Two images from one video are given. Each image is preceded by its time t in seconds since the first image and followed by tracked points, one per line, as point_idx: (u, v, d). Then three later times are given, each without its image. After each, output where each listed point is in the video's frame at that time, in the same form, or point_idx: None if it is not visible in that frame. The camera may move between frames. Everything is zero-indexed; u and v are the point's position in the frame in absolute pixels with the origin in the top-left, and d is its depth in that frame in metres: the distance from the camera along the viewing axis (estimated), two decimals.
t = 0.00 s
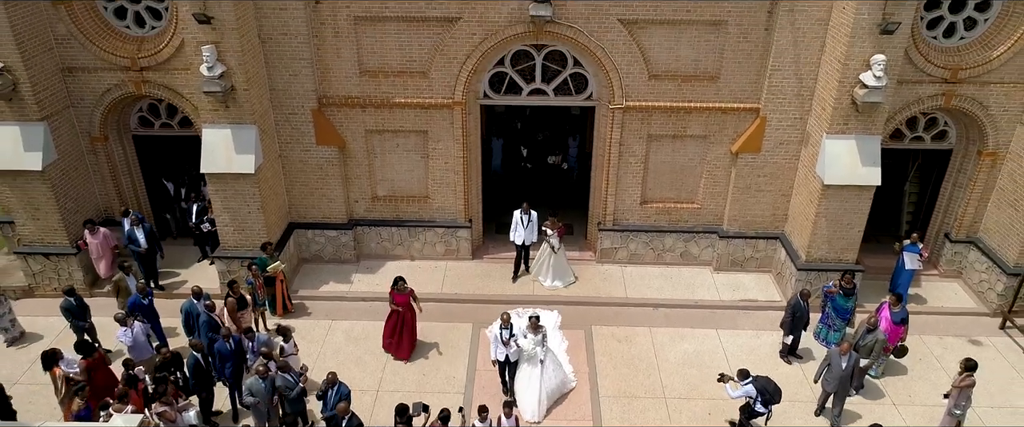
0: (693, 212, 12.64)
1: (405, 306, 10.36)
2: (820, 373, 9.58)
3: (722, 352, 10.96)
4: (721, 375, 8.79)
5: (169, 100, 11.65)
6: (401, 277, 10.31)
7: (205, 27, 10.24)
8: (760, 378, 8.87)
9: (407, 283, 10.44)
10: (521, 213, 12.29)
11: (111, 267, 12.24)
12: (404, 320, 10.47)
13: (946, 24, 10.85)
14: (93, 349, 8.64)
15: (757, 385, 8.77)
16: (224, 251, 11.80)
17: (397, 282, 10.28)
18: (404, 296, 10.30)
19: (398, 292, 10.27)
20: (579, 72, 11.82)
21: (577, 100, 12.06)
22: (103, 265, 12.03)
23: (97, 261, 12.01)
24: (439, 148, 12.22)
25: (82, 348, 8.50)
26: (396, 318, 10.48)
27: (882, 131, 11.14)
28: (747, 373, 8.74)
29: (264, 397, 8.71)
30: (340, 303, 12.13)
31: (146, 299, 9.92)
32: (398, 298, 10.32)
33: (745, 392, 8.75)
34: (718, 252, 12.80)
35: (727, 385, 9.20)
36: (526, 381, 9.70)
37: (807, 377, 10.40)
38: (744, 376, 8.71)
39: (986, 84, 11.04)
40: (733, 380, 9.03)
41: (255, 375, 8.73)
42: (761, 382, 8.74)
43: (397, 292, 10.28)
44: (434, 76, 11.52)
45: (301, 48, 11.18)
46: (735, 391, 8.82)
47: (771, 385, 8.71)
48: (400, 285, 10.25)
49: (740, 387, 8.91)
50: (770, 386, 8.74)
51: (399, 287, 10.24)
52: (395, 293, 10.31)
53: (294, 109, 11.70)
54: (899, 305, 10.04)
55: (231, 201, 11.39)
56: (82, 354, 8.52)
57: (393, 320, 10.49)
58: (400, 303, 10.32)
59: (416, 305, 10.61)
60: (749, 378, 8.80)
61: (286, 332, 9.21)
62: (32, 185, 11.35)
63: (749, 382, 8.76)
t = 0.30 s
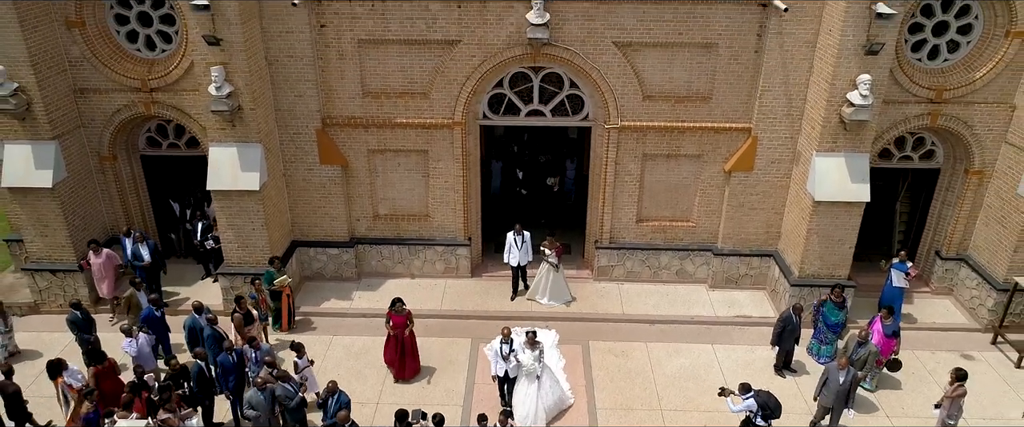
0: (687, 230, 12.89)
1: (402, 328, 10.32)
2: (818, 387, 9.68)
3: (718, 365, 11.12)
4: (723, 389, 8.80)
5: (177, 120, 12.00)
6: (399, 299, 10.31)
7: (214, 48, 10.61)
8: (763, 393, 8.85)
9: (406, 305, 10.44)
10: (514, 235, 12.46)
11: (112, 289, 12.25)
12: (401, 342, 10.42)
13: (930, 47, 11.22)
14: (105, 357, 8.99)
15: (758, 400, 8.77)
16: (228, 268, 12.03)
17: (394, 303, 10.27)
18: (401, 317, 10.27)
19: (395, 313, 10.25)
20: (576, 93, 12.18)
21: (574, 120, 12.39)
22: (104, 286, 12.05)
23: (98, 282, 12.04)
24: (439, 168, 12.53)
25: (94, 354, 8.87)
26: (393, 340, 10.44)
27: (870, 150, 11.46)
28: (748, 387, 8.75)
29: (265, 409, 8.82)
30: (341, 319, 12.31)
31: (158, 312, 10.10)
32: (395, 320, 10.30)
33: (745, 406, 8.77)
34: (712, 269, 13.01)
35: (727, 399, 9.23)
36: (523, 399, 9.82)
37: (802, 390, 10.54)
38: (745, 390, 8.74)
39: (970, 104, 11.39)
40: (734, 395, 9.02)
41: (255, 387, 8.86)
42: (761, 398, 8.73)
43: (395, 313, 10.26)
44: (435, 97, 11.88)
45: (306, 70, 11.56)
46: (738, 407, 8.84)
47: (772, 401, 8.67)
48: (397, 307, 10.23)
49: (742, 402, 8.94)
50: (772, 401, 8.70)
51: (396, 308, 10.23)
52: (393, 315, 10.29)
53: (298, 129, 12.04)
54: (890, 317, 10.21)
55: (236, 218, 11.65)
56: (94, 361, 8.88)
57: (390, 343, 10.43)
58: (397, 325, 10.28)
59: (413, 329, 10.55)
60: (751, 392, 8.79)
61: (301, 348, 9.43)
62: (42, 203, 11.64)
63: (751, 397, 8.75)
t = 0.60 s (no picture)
0: (682, 251, 13.14)
1: (397, 356, 10.27)
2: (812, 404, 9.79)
3: (713, 383, 11.27)
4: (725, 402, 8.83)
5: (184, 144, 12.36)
6: (394, 326, 10.25)
7: (223, 73, 11.02)
8: (764, 406, 8.87)
9: (400, 332, 10.38)
10: (508, 258, 12.65)
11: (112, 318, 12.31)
12: (396, 370, 10.35)
13: (913, 72, 11.65)
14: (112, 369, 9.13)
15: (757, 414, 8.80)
16: (232, 288, 12.27)
17: (389, 331, 10.20)
18: (396, 346, 10.21)
19: (391, 342, 10.19)
20: (572, 118, 12.55)
21: (570, 144, 12.75)
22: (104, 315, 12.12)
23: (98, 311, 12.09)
24: (439, 190, 12.84)
25: (101, 367, 8.99)
26: (387, 369, 10.35)
27: (858, 172, 11.79)
28: (751, 401, 8.75)
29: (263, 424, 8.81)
30: (341, 339, 12.49)
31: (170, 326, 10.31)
32: (390, 348, 10.23)
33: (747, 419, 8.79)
34: (707, 290, 13.23)
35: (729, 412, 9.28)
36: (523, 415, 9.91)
37: (796, 406, 10.68)
38: (748, 404, 8.72)
39: (954, 127, 11.76)
40: (736, 408, 9.03)
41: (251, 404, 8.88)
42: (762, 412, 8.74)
43: (390, 341, 10.20)
44: (435, 121, 12.25)
45: (310, 95, 11.97)
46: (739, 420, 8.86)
47: (773, 416, 8.69)
48: (392, 335, 10.17)
49: (743, 414, 8.98)
50: (774, 415, 8.72)
51: (392, 336, 10.17)
52: (388, 343, 10.23)
53: (302, 152, 12.39)
54: (881, 333, 10.45)
55: (240, 238, 11.92)
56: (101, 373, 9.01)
57: (385, 372, 10.34)
58: (392, 353, 10.21)
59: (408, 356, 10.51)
60: (753, 406, 8.81)
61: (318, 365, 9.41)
62: (51, 223, 11.94)
63: (753, 410, 8.77)
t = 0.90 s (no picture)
0: (677, 270, 13.35)
1: (394, 379, 10.19)
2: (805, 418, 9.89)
3: (708, 399, 11.39)
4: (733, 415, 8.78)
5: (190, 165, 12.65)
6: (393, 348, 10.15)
7: (229, 95, 11.37)
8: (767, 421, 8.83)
9: (399, 354, 10.32)
10: (505, 279, 12.75)
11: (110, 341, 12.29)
12: (392, 393, 10.27)
13: (899, 95, 12.00)
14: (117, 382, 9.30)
15: None
16: (234, 307, 12.45)
17: (387, 353, 10.12)
18: (393, 368, 10.15)
19: (389, 364, 10.14)
20: (568, 140, 12.87)
21: (567, 166, 13.04)
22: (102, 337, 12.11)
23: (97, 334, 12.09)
24: (439, 210, 13.09)
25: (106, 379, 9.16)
26: (383, 390, 10.30)
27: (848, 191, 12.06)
28: (754, 414, 8.71)
29: None
30: (341, 356, 12.63)
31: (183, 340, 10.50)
32: (387, 370, 10.17)
33: None
34: (703, 309, 13.40)
35: None
36: None
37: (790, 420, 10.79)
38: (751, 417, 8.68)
39: (941, 148, 12.06)
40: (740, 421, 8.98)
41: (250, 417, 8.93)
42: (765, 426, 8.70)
43: (388, 363, 10.14)
44: (435, 143, 12.57)
45: (314, 117, 12.31)
46: None
47: None
48: (389, 357, 10.10)
49: None
50: None
51: (388, 358, 10.10)
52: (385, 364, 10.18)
53: (304, 173, 12.68)
54: (873, 348, 10.56)
55: (243, 257, 12.15)
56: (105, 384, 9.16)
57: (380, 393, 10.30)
58: (389, 375, 10.15)
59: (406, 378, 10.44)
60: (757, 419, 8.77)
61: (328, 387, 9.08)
62: (58, 242, 12.18)
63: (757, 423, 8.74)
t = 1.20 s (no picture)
0: (673, 293, 13.56)
1: (394, 407, 10.23)
2: None
3: (703, 419, 11.51)
4: None
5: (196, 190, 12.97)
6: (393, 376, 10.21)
7: (236, 120, 11.74)
8: None
9: (398, 382, 10.39)
10: (503, 304, 12.92)
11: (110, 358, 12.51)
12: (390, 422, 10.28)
13: (885, 121, 12.38)
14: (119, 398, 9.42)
15: None
16: (236, 329, 12.65)
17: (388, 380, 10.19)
18: (392, 396, 10.20)
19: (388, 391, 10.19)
20: (564, 166, 13.21)
21: (564, 191, 13.35)
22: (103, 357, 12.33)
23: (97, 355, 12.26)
24: (438, 234, 13.36)
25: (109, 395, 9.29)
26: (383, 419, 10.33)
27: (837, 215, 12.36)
28: None
29: None
30: (341, 378, 12.78)
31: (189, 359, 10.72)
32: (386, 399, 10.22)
33: None
34: (698, 332, 13.57)
35: None
36: None
37: None
38: None
39: (927, 172, 12.39)
40: None
41: None
42: None
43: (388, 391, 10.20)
44: (435, 168, 12.91)
45: (317, 143, 12.67)
46: None
47: None
48: (389, 385, 10.16)
49: None
50: None
51: (388, 386, 10.15)
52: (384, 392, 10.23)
53: (307, 197, 13.00)
54: (865, 366, 10.65)
55: (246, 279, 12.38)
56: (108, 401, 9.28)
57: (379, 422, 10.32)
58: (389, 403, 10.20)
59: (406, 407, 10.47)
60: None
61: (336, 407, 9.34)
62: (65, 264, 12.43)
63: None
